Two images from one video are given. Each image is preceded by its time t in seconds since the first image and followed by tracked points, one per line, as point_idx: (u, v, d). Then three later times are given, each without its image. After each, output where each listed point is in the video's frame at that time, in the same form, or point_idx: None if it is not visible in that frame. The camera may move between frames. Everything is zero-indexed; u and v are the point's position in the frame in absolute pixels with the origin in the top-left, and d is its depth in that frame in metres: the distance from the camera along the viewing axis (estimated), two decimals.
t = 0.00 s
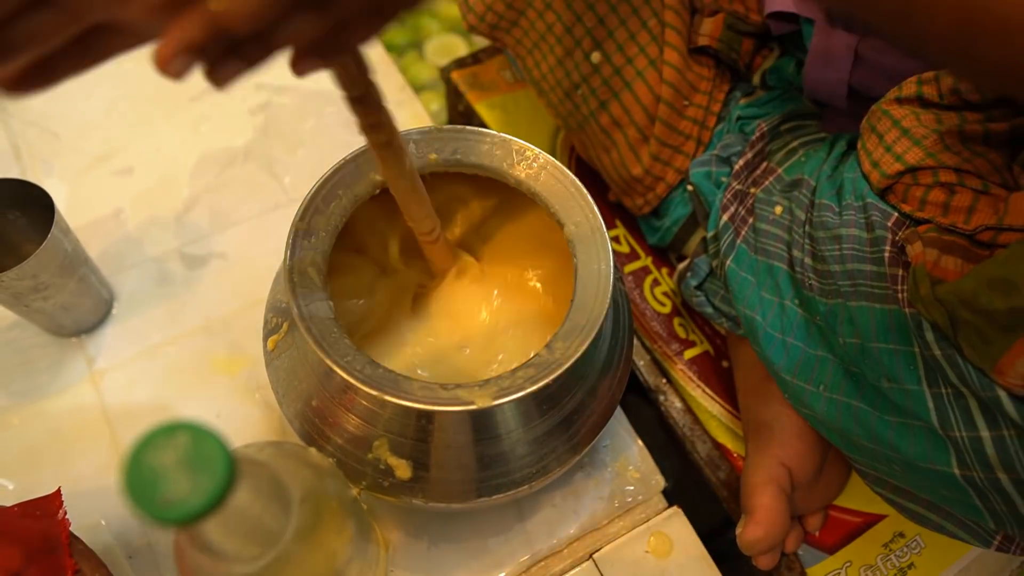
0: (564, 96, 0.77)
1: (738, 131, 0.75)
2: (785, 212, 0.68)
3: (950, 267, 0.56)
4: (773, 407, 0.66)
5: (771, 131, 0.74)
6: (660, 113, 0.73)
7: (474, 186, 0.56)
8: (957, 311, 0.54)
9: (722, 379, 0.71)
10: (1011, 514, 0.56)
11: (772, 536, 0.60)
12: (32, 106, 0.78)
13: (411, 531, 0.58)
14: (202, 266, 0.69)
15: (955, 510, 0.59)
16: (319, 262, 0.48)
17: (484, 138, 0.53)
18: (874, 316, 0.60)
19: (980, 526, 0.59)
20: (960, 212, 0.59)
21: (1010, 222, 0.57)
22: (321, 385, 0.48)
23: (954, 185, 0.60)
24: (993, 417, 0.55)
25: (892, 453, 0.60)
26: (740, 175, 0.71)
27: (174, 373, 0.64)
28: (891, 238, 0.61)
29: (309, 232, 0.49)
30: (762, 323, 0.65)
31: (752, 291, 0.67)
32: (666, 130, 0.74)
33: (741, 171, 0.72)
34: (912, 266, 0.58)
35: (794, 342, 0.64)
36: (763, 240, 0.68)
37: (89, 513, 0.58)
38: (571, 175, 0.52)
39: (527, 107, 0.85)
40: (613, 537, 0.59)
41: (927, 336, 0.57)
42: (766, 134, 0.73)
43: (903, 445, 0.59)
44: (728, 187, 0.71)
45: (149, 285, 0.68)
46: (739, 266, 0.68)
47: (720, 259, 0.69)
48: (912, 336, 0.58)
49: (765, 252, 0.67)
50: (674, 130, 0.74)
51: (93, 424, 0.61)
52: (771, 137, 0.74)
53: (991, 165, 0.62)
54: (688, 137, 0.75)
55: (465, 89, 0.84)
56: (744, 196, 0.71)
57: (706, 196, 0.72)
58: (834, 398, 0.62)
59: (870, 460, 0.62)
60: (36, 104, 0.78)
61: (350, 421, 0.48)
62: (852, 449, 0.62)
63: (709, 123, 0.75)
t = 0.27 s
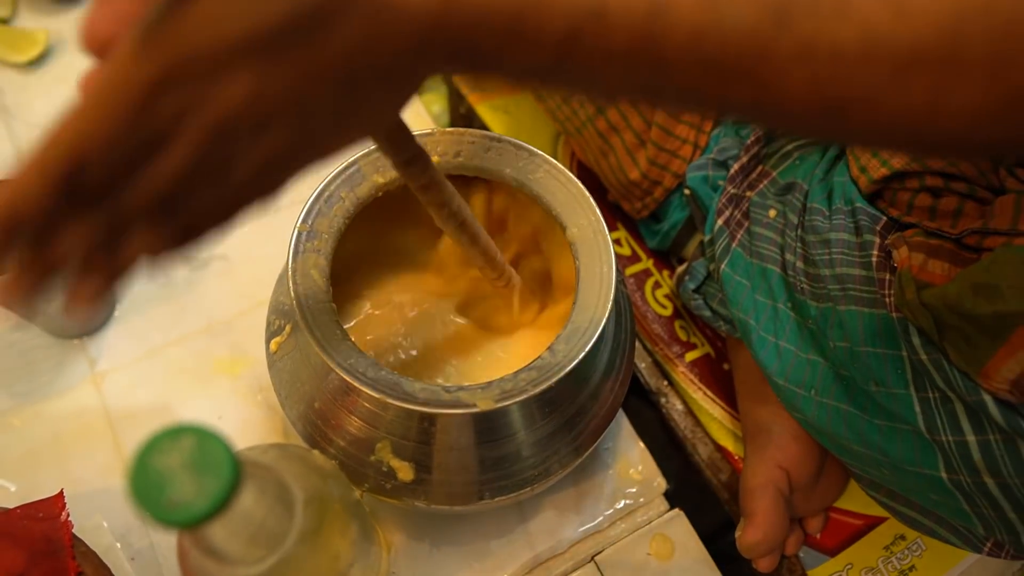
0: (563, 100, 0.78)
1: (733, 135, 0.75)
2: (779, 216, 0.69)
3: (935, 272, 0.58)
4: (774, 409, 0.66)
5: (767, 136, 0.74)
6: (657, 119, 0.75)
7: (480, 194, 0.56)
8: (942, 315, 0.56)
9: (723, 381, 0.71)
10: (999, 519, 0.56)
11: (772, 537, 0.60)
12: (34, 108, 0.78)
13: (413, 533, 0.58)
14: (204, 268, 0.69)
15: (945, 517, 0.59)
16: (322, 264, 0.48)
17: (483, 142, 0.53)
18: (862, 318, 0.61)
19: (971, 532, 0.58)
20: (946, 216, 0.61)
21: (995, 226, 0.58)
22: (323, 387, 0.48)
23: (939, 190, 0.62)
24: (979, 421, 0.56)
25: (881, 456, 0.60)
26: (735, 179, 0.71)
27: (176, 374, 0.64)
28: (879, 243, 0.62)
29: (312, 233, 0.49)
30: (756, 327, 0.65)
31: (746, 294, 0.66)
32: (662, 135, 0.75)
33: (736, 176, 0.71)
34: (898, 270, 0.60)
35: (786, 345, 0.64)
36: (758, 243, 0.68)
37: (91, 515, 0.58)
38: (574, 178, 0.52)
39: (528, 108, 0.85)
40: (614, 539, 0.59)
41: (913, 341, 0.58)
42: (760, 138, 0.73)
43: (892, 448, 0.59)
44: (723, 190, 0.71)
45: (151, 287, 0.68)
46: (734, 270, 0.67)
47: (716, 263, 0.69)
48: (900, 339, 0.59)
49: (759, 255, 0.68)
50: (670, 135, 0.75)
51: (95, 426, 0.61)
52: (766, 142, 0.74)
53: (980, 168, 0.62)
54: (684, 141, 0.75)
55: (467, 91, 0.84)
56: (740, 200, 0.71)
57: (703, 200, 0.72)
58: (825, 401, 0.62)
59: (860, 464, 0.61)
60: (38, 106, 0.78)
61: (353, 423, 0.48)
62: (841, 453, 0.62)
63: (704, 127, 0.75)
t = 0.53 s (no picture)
0: (568, 97, 0.77)
1: (740, 133, 0.75)
2: (789, 213, 0.68)
3: (955, 265, 0.57)
4: (776, 408, 0.66)
5: (774, 134, 0.74)
6: (665, 115, 0.74)
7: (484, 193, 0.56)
8: (964, 308, 0.54)
9: (724, 382, 0.72)
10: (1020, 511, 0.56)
11: (775, 537, 0.60)
12: (35, 109, 0.78)
13: (415, 534, 0.58)
14: (205, 269, 0.69)
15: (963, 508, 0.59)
16: (324, 265, 0.48)
17: (486, 142, 0.53)
18: (881, 312, 0.59)
19: (987, 524, 0.59)
20: (965, 209, 0.59)
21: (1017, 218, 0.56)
22: (325, 388, 0.48)
23: (960, 183, 0.60)
24: (1002, 413, 0.54)
25: (900, 450, 0.59)
26: (743, 178, 0.71)
27: (177, 375, 0.64)
28: (897, 238, 0.61)
29: (314, 234, 0.49)
30: (766, 324, 0.65)
31: (757, 292, 0.66)
32: (670, 132, 0.74)
33: (745, 174, 0.71)
34: (918, 264, 0.58)
35: (798, 342, 0.65)
36: (766, 241, 0.68)
37: (92, 515, 0.58)
38: (575, 179, 0.52)
39: (530, 108, 0.85)
40: (615, 540, 0.60)
41: (934, 334, 0.56)
42: (768, 136, 0.74)
43: (911, 442, 0.59)
44: (731, 189, 0.71)
45: (153, 288, 0.68)
46: (744, 267, 0.67)
47: (724, 261, 0.69)
48: (919, 333, 0.58)
49: (769, 253, 0.67)
50: (677, 133, 0.75)
51: (96, 427, 0.62)
52: (774, 140, 0.74)
53: (997, 163, 0.60)
54: (691, 139, 0.75)
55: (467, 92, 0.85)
56: (747, 199, 0.71)
57: (710, 198, 0.72)
58: (840, 397, 0.62)
59: (877, 458, 0.62)
60: (39, 107, 0.79)
61: (354, 424, 0.48)
62: (857, 447, 0.62)
63: (712, 126, 0.75)
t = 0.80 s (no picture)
0: (571, 93, 0.78)
1: (743, 132, 0.76)
2: (790, 211, 0.68)
3: (959, 260, 0.58)
4: (774, 407, 0.66)
5: (776, 133, 0.74)
6: (668, 113, 0.74)
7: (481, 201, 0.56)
8: (968, 302, 0.55)
9: (723, 383, 0.72)
10: None
11: (774, 537, 0.60)
12: (35, 111, 0.79)
13: (414, 534, 0.58)
14: (204, 270, 0.69)
15: (966, 504, 0.59)
16: (322, 265, 0.48)
17: (485, 143, 0.53)
18: (885, 308, 0.59)
19: (990, 520, 0.59)
20: (971, 204, 0.60)
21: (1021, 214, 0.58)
22: (324, 387, 0.48)
23: (965, 178, 0.60)
24: (1007, 408, 0.54)
25: (903, 446, 0.59)
26: (744, 176, 0.72)
27: (177, 376, 0.64)
28: (901, 234, 0.61)
29: (313, 234, 0.49)
30: (769, 321, 0.66)
31: (758, 290, 0.67)
32: (673, 130, 0.75)
33: (746, 173, 0.72)
34: (923, 258, 0.59)
35: (801, 338, 0.64)
36: (768, 239, 0.68)
37: (92, 515, 0.58)
38: (575, 180, 0.53)
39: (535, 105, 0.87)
40: (613, 539, 0.60)
41: (938, 328, 0.56)
42: (770, 135, 0.74)
43: (914, 438, 0.58)
44: (732, 188, 0.71)
45: (153, 289, 0.68)
46: (745, 265, 0.68)
47: (725, 259, 0.70)
48: (923, 329, 0.58)
49: (771, 251, 0.68)
50: (681, 130, 0.75)
51: (96, 427, 0.62)
52: (776, 139, 0.74)
53: (1003, 159, 0.61)
54: (694, 137, 0.75)
55: (465, 93, 0.85)
56: (749, 197, 0.71)
57: (711, 197, 0.73)
58: (843, 393, 0.62)
59: (879, 455, 0.61)
60: (39, 108, 0.79)
61: (353, 423, 0.48)
62: (860, 444, 0.62)
63: (715, 124, 0.76)
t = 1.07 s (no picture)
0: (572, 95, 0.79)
1: (742, 134, 0.76)
2: (790, 212, 0.68)
3: (959, 261, 0.57)
4: (774, 408, 0.66)
5: (776, 134, 0.74)
6: (666, 114, 0.74)
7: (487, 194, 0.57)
8: (969, 304, 0.55)
9: (722, 384, 0.72)
10: None
11: (774, 537, 0.60)
12: (36, 112, 0.79)
13: (413, 534, 0.58)
14: (205, 271, 0.70)
15: (967, 504, 0.59)
16: (322, 265, 0.48)
17: (485, 144, 0.54)
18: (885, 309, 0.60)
19: (991, 519, 0.59)
20: (971, 205, 0.59)
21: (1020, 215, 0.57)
22: (324, 388, 0.49)
23: (965, 179, 0.60)
24: (1007, 408, 0.54)
25: (904, 447, 0.59)
26: (744, 178, 0.72)
27: (178, 377, 0.64)
28: (902, 235, 0.61)
29: (312, 236, 0.49)
30: (769, 322, 0.66)
31: (758, 291, 0.67)
32: (672, 131, 0.74)
33: (746, 174, 0.72)
34: (923, 259, 0.59)
35: (801, 339, 0.65)
36: (768, 240, 0.68)
37: (92, 516, 0.58)
38: (573, 180, 0.53)
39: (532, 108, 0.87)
40: (613, 540, 0.60)
41: (938, 329, 0.56)
42: (770, 137, 0.74)
43: (915, 439, 0.58)
44: (732, 189, 0.72)
45: (153, 290, 0.68)
46: (745, 266, 0.68)
47: (724, 260, 0.70)
48: (924, 330, 0.58)
49: (771, 252, 0.68)
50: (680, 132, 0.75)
51: (97, 428, 0.62)
52: (776, 140, 0.74)
53: (1002, 160, 0.61)
54: (694, 138, 0.76)
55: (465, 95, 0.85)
56: (749, 198, 0.71)
57: (711, 197, 0.73)
58: (844, 394, 0.62)
59: (879, 456, 0.62)
60: (40, 110, 0.79)
61: (353, 424, 0.48)
62: (861, 444, 0.62)
63: (715, 125, 0.77)
